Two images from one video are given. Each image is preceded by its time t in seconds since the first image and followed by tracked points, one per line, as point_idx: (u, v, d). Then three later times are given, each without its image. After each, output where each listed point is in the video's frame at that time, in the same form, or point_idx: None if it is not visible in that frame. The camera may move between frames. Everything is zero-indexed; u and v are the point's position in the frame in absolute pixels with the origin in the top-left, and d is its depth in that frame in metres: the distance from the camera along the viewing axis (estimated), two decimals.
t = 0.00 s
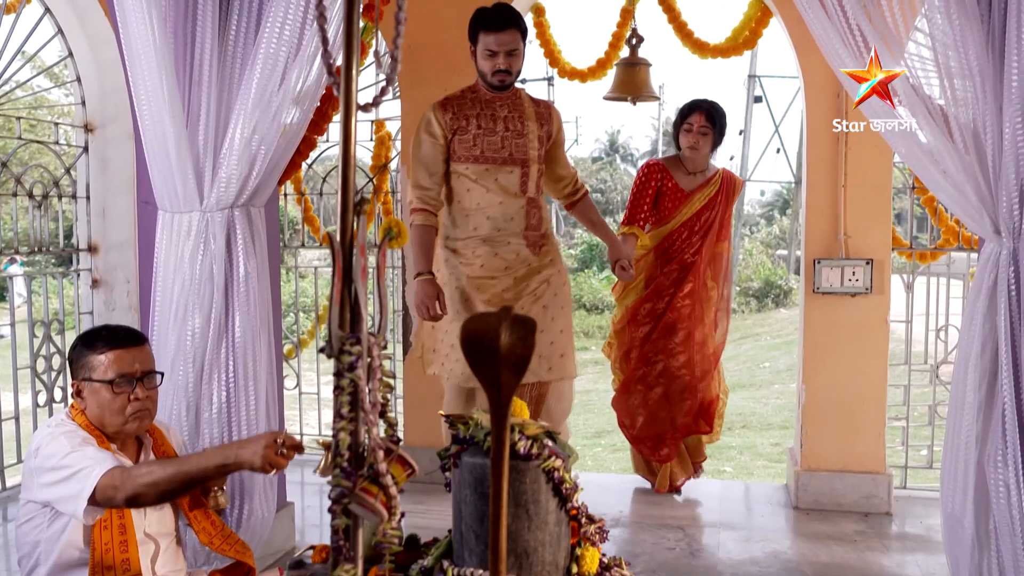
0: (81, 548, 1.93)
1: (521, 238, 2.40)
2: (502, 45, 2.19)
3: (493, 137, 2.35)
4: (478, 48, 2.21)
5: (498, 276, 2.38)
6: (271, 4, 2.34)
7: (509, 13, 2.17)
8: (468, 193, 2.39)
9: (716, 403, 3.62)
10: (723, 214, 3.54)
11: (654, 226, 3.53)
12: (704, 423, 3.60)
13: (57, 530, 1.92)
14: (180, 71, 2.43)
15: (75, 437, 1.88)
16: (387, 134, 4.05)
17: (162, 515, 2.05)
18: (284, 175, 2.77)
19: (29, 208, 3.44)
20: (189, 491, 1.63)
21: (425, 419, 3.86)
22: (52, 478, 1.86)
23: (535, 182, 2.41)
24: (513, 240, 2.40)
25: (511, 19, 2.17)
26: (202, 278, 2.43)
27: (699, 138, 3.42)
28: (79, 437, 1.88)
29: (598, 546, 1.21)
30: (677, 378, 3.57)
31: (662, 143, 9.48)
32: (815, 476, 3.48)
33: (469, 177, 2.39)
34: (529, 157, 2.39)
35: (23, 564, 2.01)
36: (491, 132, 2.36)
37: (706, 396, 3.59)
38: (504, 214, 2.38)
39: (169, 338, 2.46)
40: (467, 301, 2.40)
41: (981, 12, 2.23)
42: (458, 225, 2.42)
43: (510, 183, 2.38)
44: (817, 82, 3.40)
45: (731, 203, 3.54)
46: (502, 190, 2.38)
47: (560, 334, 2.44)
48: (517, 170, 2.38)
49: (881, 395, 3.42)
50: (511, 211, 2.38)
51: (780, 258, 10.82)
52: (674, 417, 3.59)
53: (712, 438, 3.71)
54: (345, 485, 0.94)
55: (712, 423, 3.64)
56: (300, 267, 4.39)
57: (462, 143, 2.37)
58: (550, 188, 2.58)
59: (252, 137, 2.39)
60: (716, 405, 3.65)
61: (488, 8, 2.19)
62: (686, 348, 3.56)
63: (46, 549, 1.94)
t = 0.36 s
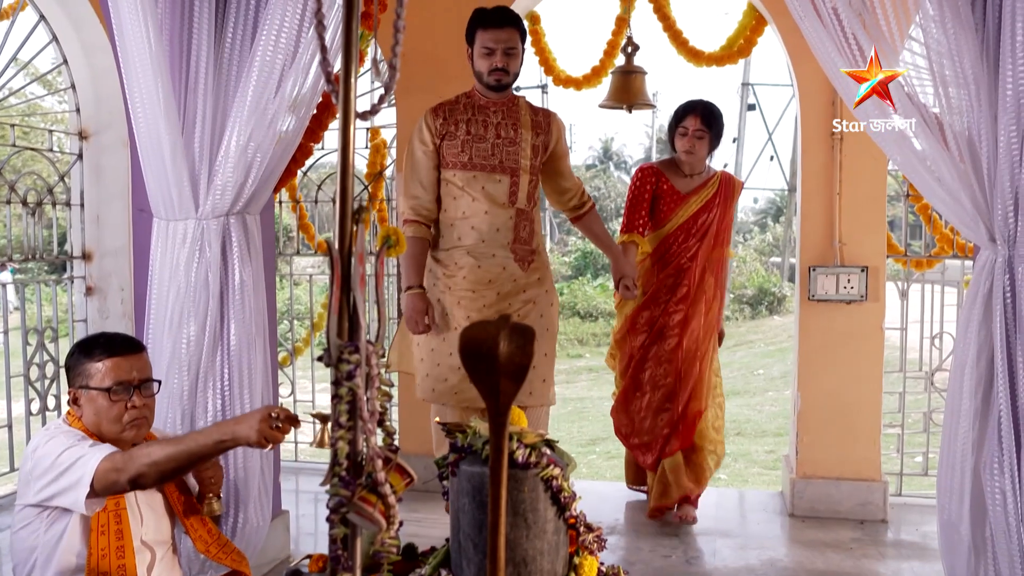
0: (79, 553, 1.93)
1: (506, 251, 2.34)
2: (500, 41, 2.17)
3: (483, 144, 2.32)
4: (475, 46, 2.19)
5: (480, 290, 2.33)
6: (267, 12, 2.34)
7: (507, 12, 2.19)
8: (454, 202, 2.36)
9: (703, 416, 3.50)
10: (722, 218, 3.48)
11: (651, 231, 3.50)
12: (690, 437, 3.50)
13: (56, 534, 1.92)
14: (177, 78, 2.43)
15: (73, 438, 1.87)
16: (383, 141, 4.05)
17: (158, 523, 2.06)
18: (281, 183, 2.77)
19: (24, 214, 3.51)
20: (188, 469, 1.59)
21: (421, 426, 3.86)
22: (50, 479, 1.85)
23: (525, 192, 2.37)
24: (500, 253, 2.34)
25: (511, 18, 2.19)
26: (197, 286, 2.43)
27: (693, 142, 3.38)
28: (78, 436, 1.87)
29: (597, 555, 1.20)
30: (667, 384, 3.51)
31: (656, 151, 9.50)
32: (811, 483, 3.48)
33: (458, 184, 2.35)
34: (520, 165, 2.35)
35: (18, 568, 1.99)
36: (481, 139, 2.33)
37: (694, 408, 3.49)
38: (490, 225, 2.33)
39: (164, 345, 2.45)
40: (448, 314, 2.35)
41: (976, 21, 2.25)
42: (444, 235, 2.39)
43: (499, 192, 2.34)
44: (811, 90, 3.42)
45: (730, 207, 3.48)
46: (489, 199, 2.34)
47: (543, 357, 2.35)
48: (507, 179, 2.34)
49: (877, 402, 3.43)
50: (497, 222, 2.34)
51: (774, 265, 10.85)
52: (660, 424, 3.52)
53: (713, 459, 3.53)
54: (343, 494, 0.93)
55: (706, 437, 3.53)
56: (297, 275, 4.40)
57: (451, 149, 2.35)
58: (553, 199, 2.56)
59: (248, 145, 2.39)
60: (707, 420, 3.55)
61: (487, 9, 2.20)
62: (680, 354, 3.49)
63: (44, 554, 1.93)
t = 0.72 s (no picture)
0: (73, 560, 1.91)
1: (506, 252, 2.31)
2: (502, 36, 2.16)
3: (479, 142, 2.29)
4: (476, 41, 2.18)
5: (481, 293, 2.29)
6: (262, 18, 2.34)
7: (511, 8, 2.17)
8: (451, 203, 2.34)
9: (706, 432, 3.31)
10: (721, 219, 3.26)
11: (646, 233, 3.31)
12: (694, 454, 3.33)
13: (52, 540, 1.89)
14: (171, 86, 2.42)
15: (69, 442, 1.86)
16: (377, 149, 4.05)
17: (154, 531, 2.05)
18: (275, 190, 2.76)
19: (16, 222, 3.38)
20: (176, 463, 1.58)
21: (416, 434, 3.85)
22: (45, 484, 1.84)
23: (524, 193, 2.33)
24: (500, 256, 2.31)
25: (513, 14, 2.17)
26: (191, 294, 2.42)
27: (687, 137, 3.21)
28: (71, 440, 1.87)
29: (593, 564, 1.18)
30: (668, 400, 3.31)
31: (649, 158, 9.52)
32: (805, 490, 3.48)
33: (455, 185, 2.33)
34: (518, 164, 2.32)
35: None
36: (479, 137, 2.30)
37: (696, 424, 3.30)
38: (489, 226, 2.31)
39: (158, 353, 2.44)
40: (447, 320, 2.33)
41: (969, 30, 2.27)
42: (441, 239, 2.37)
43: (497, 192, 2.31)
44: (804, 98, 3.43)
45: (731, 208, 3.27)
46: (486, 200, 2.31)
47: (548, 364, 2.32)
48: (505, 178, 2.31)
49: (871, 409, 3.44)
50: (496, 223, 2.30)
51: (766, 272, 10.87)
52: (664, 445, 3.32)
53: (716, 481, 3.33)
54: (340, 503, 0.91)
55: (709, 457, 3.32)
56: (291, 282, 4.41)
57: (447, 147, 2.33)
58: (554, 203, 2.53)
59: (242, 152, 2.38)
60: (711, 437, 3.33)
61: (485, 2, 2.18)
62: (682, 368, 3.29)
63: (39, 562, 1.90)
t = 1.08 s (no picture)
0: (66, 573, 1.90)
1: (508, 260, 2.30)
2: (512, 42, 2.18)
3: (479, 147, 2.27)
4: (485, 46, 2.19)
5: (485, 302, 2.27)
6: (259, 26, 2.34)
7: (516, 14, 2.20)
8: (448, 210, 2.30)
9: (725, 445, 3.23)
10: (718, 220, 3.15)
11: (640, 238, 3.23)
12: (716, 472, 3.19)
13: (44, 554, 1.89)
14: (168, 95, 2.42)
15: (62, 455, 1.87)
16: (373, 158, 4.05)
17: (148, 544, 2.05)
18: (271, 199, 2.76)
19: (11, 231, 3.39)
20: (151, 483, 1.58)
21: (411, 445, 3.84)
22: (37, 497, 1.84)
23: (524, 199, 2.33)
24: (500, 263, 2.29)
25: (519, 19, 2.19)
26: (187, 304, 2.42)
27: (676, 137, 3.14)
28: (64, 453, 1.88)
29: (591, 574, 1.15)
30: (682, 415, 3.14)
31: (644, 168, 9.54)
32: (801, 500, 3.48)
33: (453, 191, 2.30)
34: (518, 169, 2.31)
35: None
36: (478, 142, 2.28)
37: (717, 437, 3.19)
38: (492, 233, 2.29)
39: (153, 362, 2.44)
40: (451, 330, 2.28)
41: (963, 41, 2.28)
42: (439, 247, 2.32)
43: (497, 198, 2.29)
44: (800, 109, 3.45)
45: (727, 208, 3.16)
46: (486, 206, 2.29)
47: (553, 372, 2.32)
48: (505, 184, 2.30)
49: (867, 419, 3.45)
50: (498, 230, 2.29)
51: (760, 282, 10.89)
52: (685, 467, 3.15)
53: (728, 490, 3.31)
54: (338, 515, 0.87)
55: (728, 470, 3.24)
56: (286, 292, 4.41)
57: (446, 152, 2.30)
58: (549, 211, 2.53)
59: (239, 162, 2.38)
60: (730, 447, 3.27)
61: (490, 7, 2.20)
62: (694, 380, 3.14)
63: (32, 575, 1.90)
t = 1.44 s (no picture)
0: None
1: (502, 270, 2.25)
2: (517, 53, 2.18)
3: (471, 155, 2.21)
4: (489, 58, 2.16)
5: (481, 313, 2.21)
6: (257, 37, 2.35)
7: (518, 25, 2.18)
8: (439, 218, 2.22)
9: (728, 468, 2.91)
10: (713, 228, 2.88)
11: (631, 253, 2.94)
12: (720, 496, 2.87)
13: (36, 569, 1.91)
14: (167, 106, 2.43)
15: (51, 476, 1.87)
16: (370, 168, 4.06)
17: (143, 556, 2.02)
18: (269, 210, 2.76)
19: (8, 241, 3.37)
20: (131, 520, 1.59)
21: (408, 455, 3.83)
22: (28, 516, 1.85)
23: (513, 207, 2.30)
24: (495, 272, 2.24)
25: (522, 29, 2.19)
26: (185, 314, 2.42)
27: (666, 142, 2.87)
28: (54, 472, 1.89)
29: None
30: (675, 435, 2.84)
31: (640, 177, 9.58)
32: (799, 510, 3.48)
33: (444, 199, 2.22)
34: (507, 179, 2.28)
35: None
36: (469, 149, 2.23)
37: (717, 459, 2.89)
38: (486, 243, 2.23)
39: (150, 372, 2.44)
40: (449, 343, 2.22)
41: (959, 51, 2.29)
42: (431, 257, 2.24)
43: (489, 207, 2.25)
44: (796, 119, 3.46)
45: (723, 216, 2.89)
46: (480, 214, 2.23)
47: (548, 381, 2.29)
48: (495, 193, 2.26)
49: (865, 428, 3.45)
50: (492, 239, 2.24)
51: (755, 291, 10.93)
52: (677, 487, 2.84)
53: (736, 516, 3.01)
54: (338, 526, 0.84)
55: (734, 496, 2.89)
56: (283, 301, 4.41)
57: (438, 159, 2.22)
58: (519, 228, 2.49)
59: (237, 172, 2.38)
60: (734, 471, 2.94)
61: (488, 16, 2.17)
62: (688, 396, 2.84)
63: None
